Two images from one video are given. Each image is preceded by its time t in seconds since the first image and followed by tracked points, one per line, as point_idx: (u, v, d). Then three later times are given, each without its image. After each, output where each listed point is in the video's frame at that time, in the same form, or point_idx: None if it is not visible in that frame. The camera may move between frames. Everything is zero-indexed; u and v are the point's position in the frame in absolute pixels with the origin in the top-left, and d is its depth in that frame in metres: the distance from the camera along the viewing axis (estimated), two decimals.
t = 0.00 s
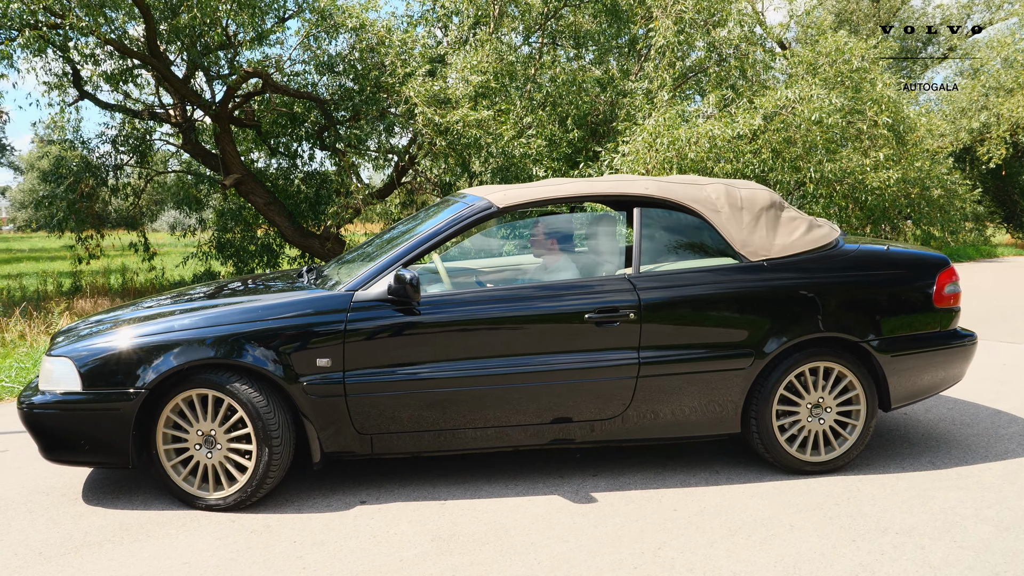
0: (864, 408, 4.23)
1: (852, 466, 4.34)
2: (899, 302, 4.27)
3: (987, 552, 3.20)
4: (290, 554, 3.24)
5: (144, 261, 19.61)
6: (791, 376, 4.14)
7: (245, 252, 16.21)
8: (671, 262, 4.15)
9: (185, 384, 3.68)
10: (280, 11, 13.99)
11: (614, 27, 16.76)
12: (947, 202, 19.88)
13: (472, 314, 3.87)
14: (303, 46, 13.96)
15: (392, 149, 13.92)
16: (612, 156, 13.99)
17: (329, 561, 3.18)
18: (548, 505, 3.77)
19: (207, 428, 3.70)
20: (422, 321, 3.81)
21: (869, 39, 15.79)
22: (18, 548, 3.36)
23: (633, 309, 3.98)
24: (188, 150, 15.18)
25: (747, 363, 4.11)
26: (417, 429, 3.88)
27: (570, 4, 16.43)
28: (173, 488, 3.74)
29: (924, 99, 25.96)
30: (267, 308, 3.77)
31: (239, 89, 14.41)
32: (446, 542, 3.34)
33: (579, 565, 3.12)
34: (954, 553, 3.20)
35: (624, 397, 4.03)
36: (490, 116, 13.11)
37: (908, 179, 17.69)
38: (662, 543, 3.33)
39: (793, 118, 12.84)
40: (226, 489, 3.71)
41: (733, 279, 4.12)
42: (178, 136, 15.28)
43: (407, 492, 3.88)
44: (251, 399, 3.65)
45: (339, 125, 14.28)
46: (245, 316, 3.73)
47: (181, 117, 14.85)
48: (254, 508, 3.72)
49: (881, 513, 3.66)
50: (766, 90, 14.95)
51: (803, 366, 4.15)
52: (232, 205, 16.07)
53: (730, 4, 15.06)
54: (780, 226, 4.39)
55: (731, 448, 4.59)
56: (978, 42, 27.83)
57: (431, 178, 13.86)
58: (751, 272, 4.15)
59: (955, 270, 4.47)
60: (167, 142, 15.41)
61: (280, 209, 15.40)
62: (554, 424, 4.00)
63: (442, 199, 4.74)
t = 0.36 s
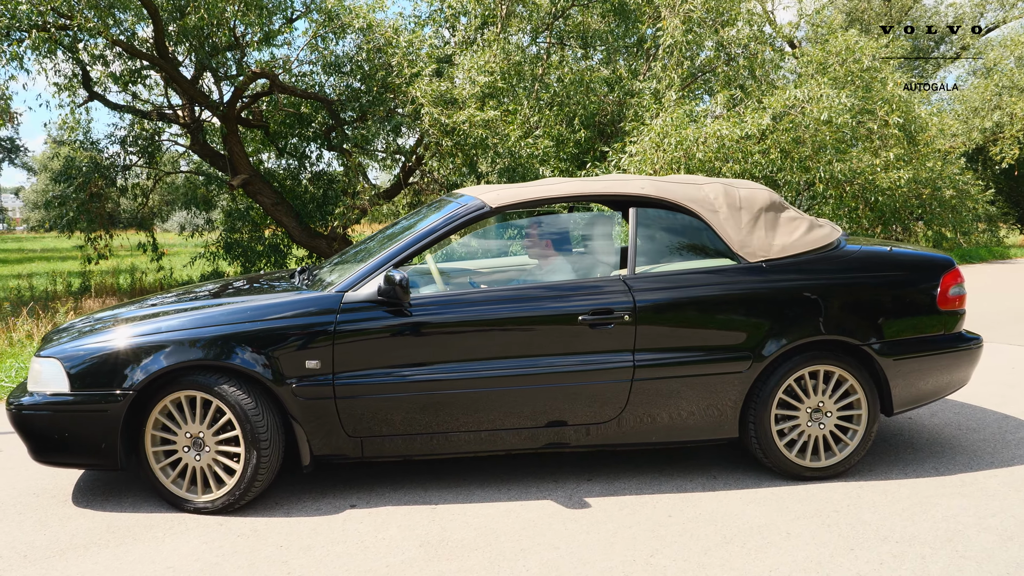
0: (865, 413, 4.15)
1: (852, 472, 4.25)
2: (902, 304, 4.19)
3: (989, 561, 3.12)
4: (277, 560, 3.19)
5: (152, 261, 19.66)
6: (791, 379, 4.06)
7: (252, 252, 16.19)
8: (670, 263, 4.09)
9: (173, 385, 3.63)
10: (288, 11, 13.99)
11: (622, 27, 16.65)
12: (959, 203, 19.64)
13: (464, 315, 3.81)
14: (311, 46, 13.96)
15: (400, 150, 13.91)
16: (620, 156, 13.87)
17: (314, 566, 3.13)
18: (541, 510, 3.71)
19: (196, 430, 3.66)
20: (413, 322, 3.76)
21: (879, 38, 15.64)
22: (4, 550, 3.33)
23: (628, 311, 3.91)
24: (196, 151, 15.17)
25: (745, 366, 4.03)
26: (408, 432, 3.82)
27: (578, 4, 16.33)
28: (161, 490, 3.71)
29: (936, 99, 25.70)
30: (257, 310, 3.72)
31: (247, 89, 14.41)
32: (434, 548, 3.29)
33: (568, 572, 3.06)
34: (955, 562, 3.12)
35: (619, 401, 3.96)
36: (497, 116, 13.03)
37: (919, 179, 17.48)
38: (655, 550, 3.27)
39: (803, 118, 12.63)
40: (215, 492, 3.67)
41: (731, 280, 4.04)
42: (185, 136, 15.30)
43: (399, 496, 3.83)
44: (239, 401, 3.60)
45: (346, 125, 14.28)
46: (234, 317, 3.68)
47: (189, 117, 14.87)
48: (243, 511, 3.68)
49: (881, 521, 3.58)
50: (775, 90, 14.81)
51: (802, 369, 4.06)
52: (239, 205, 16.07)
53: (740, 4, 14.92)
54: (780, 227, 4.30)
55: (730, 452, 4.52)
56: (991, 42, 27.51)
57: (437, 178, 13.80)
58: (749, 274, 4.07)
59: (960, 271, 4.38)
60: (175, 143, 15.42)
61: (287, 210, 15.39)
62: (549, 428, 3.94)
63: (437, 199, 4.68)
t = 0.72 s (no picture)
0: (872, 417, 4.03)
1: (858, 478, 4.14)
2: (911, 305, 4.06)
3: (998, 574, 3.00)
4: (262, 566, 3.11)
5: (162, 259, 19.69)
6: (795, 383, 3.95)
7: (261, 249, 16.16)
8: (673, 262, 3.99)
9: (160, 387, 3.56)
10: (297, 8, 13.95)
11: (633, 23, 16.45)
12: (975, 201, 19.34)
13: (458, 315, 3.72)
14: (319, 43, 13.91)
15: (408, 146, 13.83)
16: (629, 153, 13.71)
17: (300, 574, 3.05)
18: (536, 516, 3.62)
19: (184, 432, 3.59)
20: (406, 323, 3.67)
21: (893, 33, 15.40)
22: None
23: (627, 312, 3.81)
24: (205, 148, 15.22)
25: (747, 370, 3.92)
26: (402, 435, 3.74)
27: None
28: (149, 494, 3.64)
29: (951, 95, 25.36)
30: (247, 309, 3.65)
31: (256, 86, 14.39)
32: (425, 556, 3.20)
33: None
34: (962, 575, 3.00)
35: (618, 404, 3.86)
36: (505, 113, 12.90)
37: (933, 177, 17.23)
38: (651, 560, 3.17)
39: (814, 114, 12.37)
40: (203, 496, 3.59)
41: (733, 280, 3.94)
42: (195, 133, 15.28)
43: (391, 501, 3.75)
44: (227, 404, 3.53)
45: (355, 122, 14.28)
46: (223, 317, 3.61)
47: (199, 115, 14.86)
48: (232, 516, 3.60)
49: (887, 530, 3.46)
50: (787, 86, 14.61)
51: (807, 372, 3.95)
52: (249, 203, 16.05)
53: None
54: (785, 226, 4.18)
55: (733, 457, 4.41)
56: (1007, 37, 27.12)
57: (445, 175, 13.70)
58: (752, 274, 3.96)
59: (971, 272, 4.25)
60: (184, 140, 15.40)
61: (296, 207, 15.35)
62: (546, 431, 3.85)
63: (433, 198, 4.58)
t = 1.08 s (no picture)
0: (878, 427, 3.90)
1: (865, 490, 4.00)
2: (919, 311, 3.93)
3: None
4: None
5: (169, 259, 19.67)
6: (799, 391, 3.82)
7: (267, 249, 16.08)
8: (676, 266, 3.86)
9: (145, 394, 3.47)
10: (303, 8, 13.88)
11: (640, 22, 16.30)
12: (988, 201, 19.07)
13: (450, 321, 3.61)
14: (325, 42, 13.85)
15: (414, 146, 13.73)
16: (635, 153, 13.56)
17: None
18: (530, 528, 3.51)
19: (169, 440, 3.49)
20: (398, 329, 3.57)
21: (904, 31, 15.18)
22: None
23: (625, 318, 3.69)
24: (211, 148, 15.20)
25: (749, 378, 3.80)
26: (393, 444, 3.64)
27: None
28: (134, 503, 3.54)
29: (963, 95, 25.06)
30: (233, 315, 3.55)
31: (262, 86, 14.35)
32: (413, 570, 3.09)
33: None
34: None
35: (615, 413, 3.74)
36: (511, 113, 12.78)
37: (944, 177, 16.99)
38: None
39: (824, 114, 12.13)
40: (188, 506, 3.49)
41: (734, 285, 3.81)
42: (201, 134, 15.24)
43: (381, 512, 3.64)
44: (212, 411, 3.42)
45: (361, 122, 14.21)
46: (209, 322, 3.51)
47: (205, 115, 14.82)
48: (218, 526, 3.50)
49: (894, 546, 3.33)
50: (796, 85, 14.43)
51: (811, 380, 3.82)
52: (255, 203, 16.00)
53: None
54: (789, 230, 4.05)
55: (735, 466, 4.29)
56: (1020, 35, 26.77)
57: (451, 175, 13.58)
58: (756, 278, 3.84)
59: (982, 277, 4.11)
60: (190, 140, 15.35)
61: (302, 207, 15.27)
62: (542, 440, 3.73)
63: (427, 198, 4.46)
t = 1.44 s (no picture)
0: (888, 434, 3.79)
1: (874, 498, 3.89)
2: (929, 315, 3.82)
3: None
4: None
5: (176, 260, 19.66)
6: (806, 396, 3.71)
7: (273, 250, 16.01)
8: (680, 269, 3.77)
9: (135, 398, 3.38)
10: (310, 9, 13.85)
11: (648, 22, 16.17)
12: (1000, 203, 18.82)
13: (445, 325, 3.52)
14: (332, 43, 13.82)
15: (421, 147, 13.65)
16: (643, 154, 13.44)
17: None
18: (526, 536, 3.42)
19: (159, 445, 3.40)
20: (391, 333, 3.48)
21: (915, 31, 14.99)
22: None
23: (625, 322, 3.60)
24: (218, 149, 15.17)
25: (754, 383, 3.70)
26: (388, 450, 3.55)
27: None
28: (124, 508, 3.45)
29: (975, 94, 24.77)
30: (225, 317, 3.47)
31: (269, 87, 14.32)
32: None
33: None
34: None
35: (615, 419, 3.64)
36: (518, 113, 12.68)
37: (955, 178, 16.78)
38: None
39: (833, 114, 11.93)
40: (179, 512, 3.40)
41: (738, 287, 3.71)
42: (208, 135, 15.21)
43: (375, 519, 3.56)
44: (203, 416, 3.33)
45: (367, 123, 14.16)
46: (199, 325, 3.43)
47: (212, 115, 14.79)
48: (208, 533, 3.42)
49: (903, 557, 3.22)
50: (805, 85, 14.26)
51: (819, 385, 3.71)
52: (261, 204, 15.95)
53: None
54: (795, 232, 3.94)
55: (740, 473, 4.19)
56: None
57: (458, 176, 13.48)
58: (760, 281, 3.73)
59: (995, 279, 3.99)
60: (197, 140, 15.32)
61: (309, 208, 15.24)
62: (540, 447, 3.64)
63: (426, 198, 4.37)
